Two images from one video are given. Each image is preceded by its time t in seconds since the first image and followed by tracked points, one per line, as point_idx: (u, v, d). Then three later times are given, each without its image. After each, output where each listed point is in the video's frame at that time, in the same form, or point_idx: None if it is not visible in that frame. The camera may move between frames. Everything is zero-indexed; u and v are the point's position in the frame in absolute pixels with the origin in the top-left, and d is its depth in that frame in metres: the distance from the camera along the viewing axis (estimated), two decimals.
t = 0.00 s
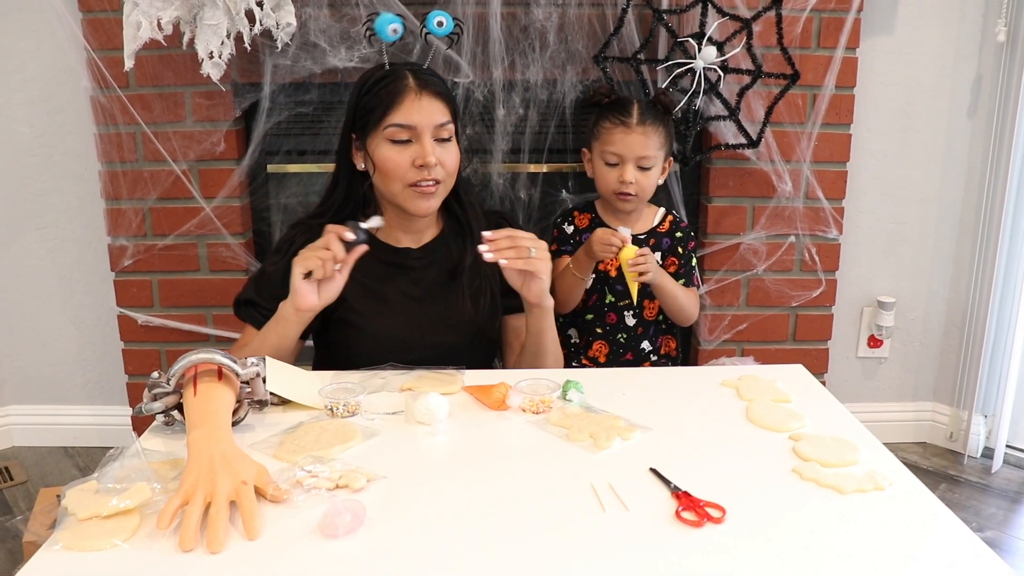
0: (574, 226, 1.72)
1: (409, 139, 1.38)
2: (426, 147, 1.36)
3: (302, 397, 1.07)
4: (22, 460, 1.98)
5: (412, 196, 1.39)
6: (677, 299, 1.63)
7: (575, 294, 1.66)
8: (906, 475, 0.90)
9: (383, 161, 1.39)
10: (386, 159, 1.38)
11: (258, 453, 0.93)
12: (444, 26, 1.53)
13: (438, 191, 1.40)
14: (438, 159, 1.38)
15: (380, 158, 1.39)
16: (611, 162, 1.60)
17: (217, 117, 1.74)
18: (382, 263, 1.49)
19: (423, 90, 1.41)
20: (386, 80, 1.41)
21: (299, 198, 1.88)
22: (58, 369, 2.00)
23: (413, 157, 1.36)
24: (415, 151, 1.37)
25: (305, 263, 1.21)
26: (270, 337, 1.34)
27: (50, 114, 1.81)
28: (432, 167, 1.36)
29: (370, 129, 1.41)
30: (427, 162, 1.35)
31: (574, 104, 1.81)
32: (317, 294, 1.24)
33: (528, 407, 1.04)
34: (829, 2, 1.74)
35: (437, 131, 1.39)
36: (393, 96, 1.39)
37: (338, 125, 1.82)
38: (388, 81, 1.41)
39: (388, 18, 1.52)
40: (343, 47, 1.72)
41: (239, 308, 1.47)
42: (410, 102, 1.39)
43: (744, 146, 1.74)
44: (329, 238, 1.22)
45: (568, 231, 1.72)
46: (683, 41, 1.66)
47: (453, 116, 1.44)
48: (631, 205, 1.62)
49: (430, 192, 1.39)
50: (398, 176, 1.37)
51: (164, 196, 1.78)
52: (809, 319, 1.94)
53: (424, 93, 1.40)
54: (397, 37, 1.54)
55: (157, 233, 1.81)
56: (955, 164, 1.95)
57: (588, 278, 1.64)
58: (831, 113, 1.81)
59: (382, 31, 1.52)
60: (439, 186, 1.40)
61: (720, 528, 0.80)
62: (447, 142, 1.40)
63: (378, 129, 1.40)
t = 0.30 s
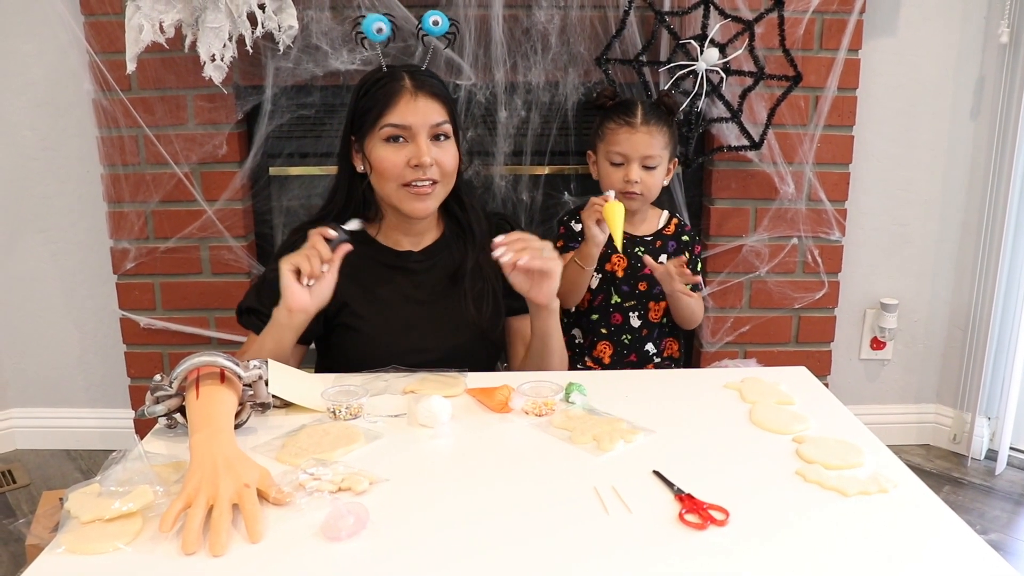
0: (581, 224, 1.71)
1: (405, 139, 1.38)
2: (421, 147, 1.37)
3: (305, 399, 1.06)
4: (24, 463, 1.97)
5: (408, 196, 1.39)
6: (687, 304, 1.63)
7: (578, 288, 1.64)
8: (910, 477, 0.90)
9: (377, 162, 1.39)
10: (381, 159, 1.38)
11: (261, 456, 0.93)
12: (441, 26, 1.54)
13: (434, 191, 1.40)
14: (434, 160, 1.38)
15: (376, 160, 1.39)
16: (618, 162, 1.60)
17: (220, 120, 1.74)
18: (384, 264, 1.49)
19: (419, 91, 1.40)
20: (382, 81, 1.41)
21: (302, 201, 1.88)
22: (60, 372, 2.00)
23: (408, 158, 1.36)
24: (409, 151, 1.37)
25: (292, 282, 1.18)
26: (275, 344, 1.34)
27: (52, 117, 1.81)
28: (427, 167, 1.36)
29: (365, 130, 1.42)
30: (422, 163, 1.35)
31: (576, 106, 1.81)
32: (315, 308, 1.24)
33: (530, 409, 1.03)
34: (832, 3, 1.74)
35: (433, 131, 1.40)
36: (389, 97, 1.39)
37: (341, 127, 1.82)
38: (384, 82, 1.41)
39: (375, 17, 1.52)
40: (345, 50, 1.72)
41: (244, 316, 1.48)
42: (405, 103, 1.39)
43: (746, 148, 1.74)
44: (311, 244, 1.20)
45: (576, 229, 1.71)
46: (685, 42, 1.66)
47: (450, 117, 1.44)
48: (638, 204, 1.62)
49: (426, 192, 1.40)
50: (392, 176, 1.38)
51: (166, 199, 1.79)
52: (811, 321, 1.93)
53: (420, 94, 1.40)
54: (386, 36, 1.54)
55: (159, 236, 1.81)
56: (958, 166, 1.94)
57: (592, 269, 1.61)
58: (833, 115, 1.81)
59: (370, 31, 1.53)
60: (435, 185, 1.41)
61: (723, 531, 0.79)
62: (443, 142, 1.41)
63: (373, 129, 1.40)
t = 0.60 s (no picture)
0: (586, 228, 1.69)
1: (409, 134, 1.38)
2: (424, 141, 1.37)
3: (308, 399, 1.06)
4: (27, 462, 1.98)
5: (411, 190, 1.39)
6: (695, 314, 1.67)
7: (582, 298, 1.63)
8: (914, 479, 0.89)
9: (380, 156, 1.39)
10: (386, 154, 1.38)
11: (265, 456, 0.93)
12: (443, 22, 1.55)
13: (438, 186, 1.40)
14: (438, 154, 1.38)
15: (380, 154, 1.39)
16: (618, 156, 1.60)
17: (223, 119, 1.74)
18: (387, 264, 1.49)
19: (423, 86, 1.40)
20: (387, 77, 1.41)
21: (305, 200, 1.87)
22: (63, 371, 2.00)
23: (412, 151, 1.37)
24: (413, 146, 1.37)
25: (269, 271, 1.24)
26: (280, 343, 1.34)
27: (57, 116, 1.81)
28: (430, 161, 1.36)
29: (370, 126, 1.42)
30: (426, 157, 1.36)
31: (580, 106, 1.81)
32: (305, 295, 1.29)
33: (534, 410, 1.03)
34: (837, 4, 1.74)
35: (437, 126, 1.39)
36: (393, 92, 1.40)
37: (344, 126, 1.81)
38: (388, 78, 1.41)
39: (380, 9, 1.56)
40: (349, 49, 1.72)
41: (250, 317, 1.47)
42: (409, 99, 1.39)
43: (750, 149, 1.74)
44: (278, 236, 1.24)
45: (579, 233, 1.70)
46: (690, 43, 1.66)
47: (455, 113, 1.43)
48: (638, 200, 1.61)
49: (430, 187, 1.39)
50: (395, 170, 1.38)
51: (170, 198, 1.79)
52: (815, 322, 1.93)
53: (423, 90, 1.40)
54: (390, 25, 1.57)
55: (163, 235, 1.81)
56: (962, 167, 1.94)
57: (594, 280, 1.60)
58: (838, 116, 1.80)
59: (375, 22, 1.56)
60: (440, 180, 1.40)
61: (727, 533, 0.79)
62: (448, 137, 1.40)
63: (377, 125, 1.40)
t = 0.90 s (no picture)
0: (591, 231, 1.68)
1: (431, 137, 1.39)
2: (448, 145, 1.38)
3: (311, 401, 1.06)
4: (28, 461, 1.97)
5: (431, 191, 1.39)
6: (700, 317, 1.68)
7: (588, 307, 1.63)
8: (918, 485, 0.89)
9: (403, 157, 1.39)
10: (407, 155, 1.39)
11: (267, 458, 0.93)
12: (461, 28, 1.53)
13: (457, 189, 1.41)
14: (460, 158, 1.39)
15: (402, 155, 1.40)
16: (623, 159, 1.60)
17: (227, 120, 1.74)
18: (388, 263, 1.48)
19: (446, 90, 1.41)
20: (409, 80, 1.41)
21: (308, 201, 1.87)
22: (65, 371, 2.00)
23: (435, 154, 1.38)
24: (436, 149, 1.38)
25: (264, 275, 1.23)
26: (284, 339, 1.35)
27: (61, 115, 1.81)
28: (453, 165, 1.38)
29: (389, 126, 1.41)
30: (449, 160, 1.37)
31: (584, 109, 1.80)
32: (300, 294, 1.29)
33: (537, 414, 1.03)
34: (841, 9, 1.73)
35: (459, 131, 1.41)
36: (416, 95, 1.40)
37: (347, 128, 1.81)
38: (407, 82, 1.41)
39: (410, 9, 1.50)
40: (353, 51, 1.72)
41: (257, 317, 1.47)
42: (432, 102, 1.39)
43: (754, 152, 1.73)
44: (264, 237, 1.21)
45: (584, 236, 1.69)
46: (694, 47, 1.66)
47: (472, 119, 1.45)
48: (642, 203, 1.60)
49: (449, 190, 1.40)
50: (417, 172, 1.38)
51: (173, 198, 1.78)
52: (817, 326, 1.93)
53: (448, 94, 1.41)
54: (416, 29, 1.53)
55: (165, 235, 1.81)
56: (966, 172, 1.93)
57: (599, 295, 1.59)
58: (842, 121, 1.80)
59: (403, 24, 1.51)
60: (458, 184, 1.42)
61: (730, 539, 0.79)
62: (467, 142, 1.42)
63: (399, 126, 1.40)
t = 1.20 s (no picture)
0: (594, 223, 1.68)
1: (404, 130, 1.38)
2: (418, 138, 1.37)
3: (312, 396, 1.06)
4: (30, 455, 1.98)
5: (406, 185, 1.39)
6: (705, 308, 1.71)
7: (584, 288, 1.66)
8: (919, 481, 0.89)
9: (379, 153, 1.40)
10: (383, 151, 1.39)
11: (268, 453, 0.93)
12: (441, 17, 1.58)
13: (435, 181, 1.39)
14: (433, 150, 1.37)
15: (379, 151, 1.40)
16: (628, 155, 1.59)
17: (228, 114, 1.74)
18: (387, 258, 1.48)
19: (419, 84, 1.39)
20: (386, 75, 1.42)
21: (310, 195, 1.87)
22: (67, 365, 2.00)
23: (407, 148, 1.37)
24: (408, 142, 1.37)
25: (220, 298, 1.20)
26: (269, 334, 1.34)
27: (61, 109, 1.81)
28: (424, 157, 1.36)
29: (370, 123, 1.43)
30: (419, 153, 1.35)
31: (586, 104, 1.80)
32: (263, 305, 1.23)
33: (539, 409, 1.03)
34: (845, 3, 1.73)
35: (432, 122, 1.39)
36: (390, 90, 1.40)
37: (347, 122, 1.81)
38: (387, 76, 1.42)
39: (378, 12, 1.64)
40: (355, 45, 1.72)
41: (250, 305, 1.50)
42: (404, 96, 1.39)
43: (756, 148, 1.73)
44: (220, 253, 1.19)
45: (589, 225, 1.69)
46: (697, 42, 1.65)
47: (455, 111, 1.42)
48: (648, 199, 1.60)
49: (427, 182, 1.39)
50: (393, 167, 1.38)
51: (174, 193, 1.78)
52: (819, 322, 1.92)
53: (420, 87, 1.39)
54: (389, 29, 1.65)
55: (166, 230, 1.80)
56: (969, 168, 1.93)
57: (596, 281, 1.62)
58: (845, 116, 1.79)
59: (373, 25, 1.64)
60: (438, 175, 1.40)
61: (731, 534, 0.79)
62: (445, 133, 1.40)
63: (376, 123, 1.41)
